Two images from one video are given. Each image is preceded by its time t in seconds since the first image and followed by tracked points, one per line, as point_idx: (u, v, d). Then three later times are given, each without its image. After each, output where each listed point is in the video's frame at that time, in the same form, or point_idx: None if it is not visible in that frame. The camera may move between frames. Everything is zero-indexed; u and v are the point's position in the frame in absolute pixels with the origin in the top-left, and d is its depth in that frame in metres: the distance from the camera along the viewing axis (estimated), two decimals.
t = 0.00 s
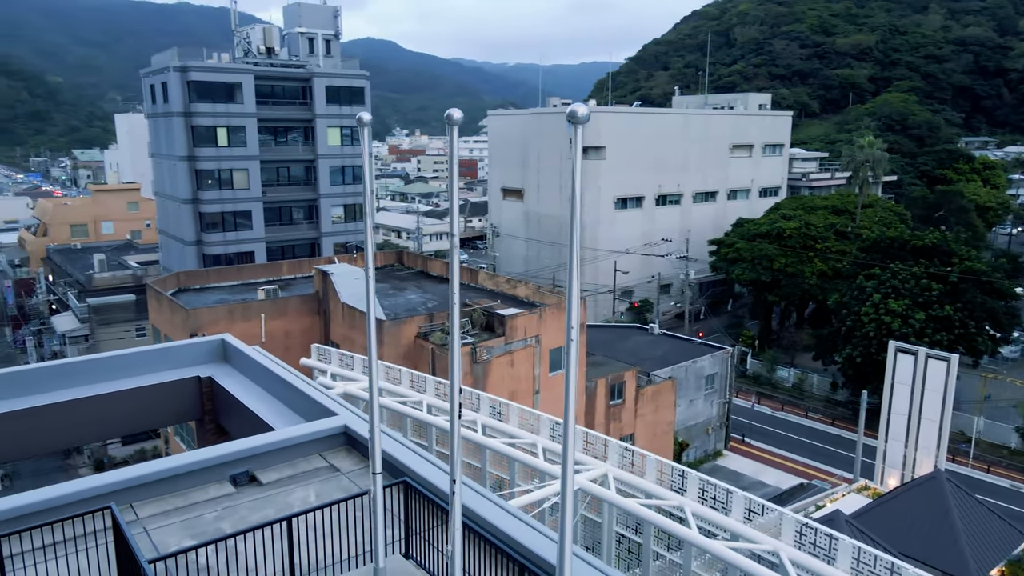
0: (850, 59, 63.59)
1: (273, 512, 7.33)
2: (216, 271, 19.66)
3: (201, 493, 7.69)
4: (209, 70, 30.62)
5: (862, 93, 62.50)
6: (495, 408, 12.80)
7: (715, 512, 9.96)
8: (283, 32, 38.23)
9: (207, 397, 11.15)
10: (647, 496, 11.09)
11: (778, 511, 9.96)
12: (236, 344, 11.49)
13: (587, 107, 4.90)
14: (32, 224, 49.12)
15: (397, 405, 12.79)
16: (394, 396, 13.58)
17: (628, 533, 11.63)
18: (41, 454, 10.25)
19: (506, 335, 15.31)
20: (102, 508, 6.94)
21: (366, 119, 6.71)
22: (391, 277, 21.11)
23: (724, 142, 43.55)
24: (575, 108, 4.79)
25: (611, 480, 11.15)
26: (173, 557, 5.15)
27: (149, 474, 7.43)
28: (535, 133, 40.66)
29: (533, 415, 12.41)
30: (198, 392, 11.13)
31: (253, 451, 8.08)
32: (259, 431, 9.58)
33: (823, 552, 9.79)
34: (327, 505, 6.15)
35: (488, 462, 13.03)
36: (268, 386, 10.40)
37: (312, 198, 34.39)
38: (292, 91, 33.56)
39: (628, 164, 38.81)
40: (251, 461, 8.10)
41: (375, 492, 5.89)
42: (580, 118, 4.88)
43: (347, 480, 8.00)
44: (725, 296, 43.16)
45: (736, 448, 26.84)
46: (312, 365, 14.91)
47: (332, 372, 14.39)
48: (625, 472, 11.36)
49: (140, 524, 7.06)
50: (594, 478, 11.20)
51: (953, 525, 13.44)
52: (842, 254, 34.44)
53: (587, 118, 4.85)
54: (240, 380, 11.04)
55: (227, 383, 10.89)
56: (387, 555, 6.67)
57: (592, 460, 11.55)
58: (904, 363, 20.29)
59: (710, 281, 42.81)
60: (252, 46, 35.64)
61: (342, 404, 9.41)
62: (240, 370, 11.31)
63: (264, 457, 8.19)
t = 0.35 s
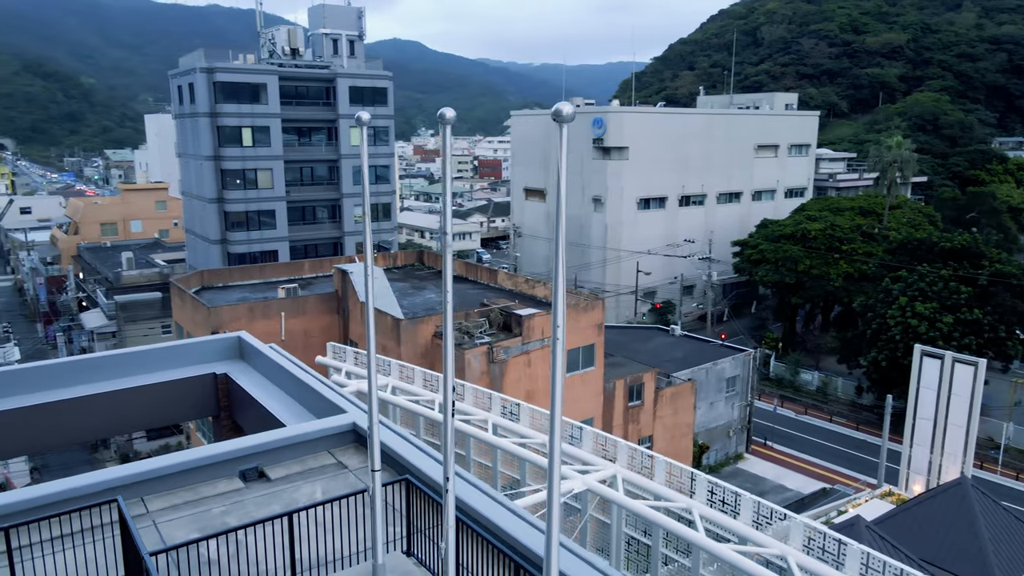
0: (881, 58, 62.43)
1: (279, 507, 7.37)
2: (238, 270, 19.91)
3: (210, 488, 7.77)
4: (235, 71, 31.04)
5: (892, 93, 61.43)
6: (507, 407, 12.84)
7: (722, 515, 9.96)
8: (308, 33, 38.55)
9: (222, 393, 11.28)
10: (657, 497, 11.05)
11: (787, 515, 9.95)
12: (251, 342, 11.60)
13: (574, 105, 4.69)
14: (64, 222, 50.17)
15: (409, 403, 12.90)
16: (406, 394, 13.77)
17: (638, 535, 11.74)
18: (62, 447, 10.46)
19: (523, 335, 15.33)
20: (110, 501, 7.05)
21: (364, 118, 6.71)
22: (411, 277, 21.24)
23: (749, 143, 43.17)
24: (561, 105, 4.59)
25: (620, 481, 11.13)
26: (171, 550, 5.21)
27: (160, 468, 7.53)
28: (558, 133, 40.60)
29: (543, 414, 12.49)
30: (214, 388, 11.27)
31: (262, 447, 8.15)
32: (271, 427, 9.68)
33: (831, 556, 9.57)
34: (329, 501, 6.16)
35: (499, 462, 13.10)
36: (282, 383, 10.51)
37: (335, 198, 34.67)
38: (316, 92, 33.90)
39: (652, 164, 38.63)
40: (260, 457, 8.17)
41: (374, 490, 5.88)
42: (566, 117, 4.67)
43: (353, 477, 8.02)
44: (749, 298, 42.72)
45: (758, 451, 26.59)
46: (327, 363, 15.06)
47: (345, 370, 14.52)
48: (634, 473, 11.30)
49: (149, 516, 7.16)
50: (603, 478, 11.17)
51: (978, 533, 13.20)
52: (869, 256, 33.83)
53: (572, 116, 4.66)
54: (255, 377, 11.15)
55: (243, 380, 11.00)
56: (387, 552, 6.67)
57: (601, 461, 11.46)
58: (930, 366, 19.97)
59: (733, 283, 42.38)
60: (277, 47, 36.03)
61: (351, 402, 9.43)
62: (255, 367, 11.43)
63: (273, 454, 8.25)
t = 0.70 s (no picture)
0: (916, 56, 60.59)
1: (289, 502, 7.43)
2: (264, 268, 20.15)
3: (223, 482, 7.86)
4: (264, 72, 31.47)
5: (928, 92, 60.15)
6: (521, 408, 12.76)
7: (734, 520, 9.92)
8: (336, 34, 38.85)
9: (241, 389, 11.39)
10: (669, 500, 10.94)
11: (800, 521, 9.81)
12: (270, 339, 11.71)
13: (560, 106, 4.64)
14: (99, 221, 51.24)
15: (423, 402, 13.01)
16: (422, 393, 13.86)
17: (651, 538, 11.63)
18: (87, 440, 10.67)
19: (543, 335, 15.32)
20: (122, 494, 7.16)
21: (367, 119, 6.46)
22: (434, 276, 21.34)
23: (779, 143, 42.66)
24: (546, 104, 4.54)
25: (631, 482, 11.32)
26: (174, 542, 5.27)
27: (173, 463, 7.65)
28: (584, 133, 40.49)
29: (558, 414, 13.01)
30: (233, 385, 11.39)
31: (274, 443, 8.22)
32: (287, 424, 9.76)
33: (844, 563, 9.39)
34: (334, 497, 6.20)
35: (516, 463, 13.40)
36: (299, 380, 10.60)
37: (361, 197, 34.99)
38: (343, 93, 34.24)
39: (679, 164, 38.37)
40: (273, 453, 8.24)
41: (374, 487, 5.82)
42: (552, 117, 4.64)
43: (364, 476, 7.99)
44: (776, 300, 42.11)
45: (783, 455, 26.26)
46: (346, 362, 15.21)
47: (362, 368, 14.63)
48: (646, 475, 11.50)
49: (162, 509, 7.28)
50: (615, 479, 11.38)
51: (1009, 542, 12.90)
52: (901, 258, 33.13)
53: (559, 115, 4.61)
54: (274, 373, 11.25)
55: (261, 376, 11.11)
56: (390, 550, 6.62)
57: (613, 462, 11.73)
58: (961, 372, 19.53)
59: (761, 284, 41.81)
60: (305, 48, 36.38)
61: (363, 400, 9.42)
62: (274, 364, 11.53)
63: (285, 450, 8.31)
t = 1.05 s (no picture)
0: (972, 54, 58.22)
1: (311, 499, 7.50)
2: (302, 266, 20.51)
3: (249, 477, 8.00)
4: (307, 74, 32.03)
5: (985, 90, 58.12)
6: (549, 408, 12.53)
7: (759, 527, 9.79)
8: (378, 35, 39.28)
9: (274, 386, 11.57)
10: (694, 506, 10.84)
11: (828, 533, 9.78)
12: (302, 337, 11.86)
13: (563, 109, 4.54)
14: (149, 219, 52.87)
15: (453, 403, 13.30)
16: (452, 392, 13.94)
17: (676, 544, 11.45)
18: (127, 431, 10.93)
19: (576, 336, 15.29)
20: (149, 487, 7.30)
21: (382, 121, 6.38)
22: (470, 276, 21.44)
23: (825, 143, 41.78)
24: (547, 108, 4.42)
25: (656, 487, 11.03)
26: (194, 536, 5.35)
27: (200, 457, 7.78)
28: (624, 133, 40.22)
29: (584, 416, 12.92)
30: (266, 382, 11.57)
31: (300, 439, 8.32)
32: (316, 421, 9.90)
33: None
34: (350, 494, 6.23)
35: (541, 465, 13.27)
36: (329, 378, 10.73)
37: (400, 196, 35.33)
38: (384, 93, 34.60)
39: (720, 165, 37.85)
40: (298, 450, 8.34)
41: (389, 487, 5.81)
42: (555, 120, 4.50)
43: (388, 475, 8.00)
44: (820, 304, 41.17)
45: (824, 462, 25.72)
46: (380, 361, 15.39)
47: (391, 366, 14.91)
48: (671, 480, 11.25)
49: (189, 502, 7.42)
50: (640, 484, 11.12)
51: None
52: (952, 262, 32.01)
53: (560, 119, 4.49)
54: (305, 370, 11.39)
55: (293, 373, 11.27)
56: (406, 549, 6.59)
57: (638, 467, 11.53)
58: (1012, 381, 18.85)
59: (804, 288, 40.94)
60: (347, 49, 36.84)
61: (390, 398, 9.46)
62: (305, 362, 11.66)
63: (310, 447, 8.39)
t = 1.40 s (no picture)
0: None
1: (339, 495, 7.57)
2: (345, 265, 20.84)
3: (280, 472, 8.08)
4: (353, 75, 32.50)
5: None
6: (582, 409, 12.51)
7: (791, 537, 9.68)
8: (423, 37, 39.63)
9: (310, 383, 11.65)
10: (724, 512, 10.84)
11: (861, 544, 9.70)
12: (339, 335, 11.92)
13: (573, 110, 4.48)
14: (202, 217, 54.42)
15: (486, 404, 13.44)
16: (487, 393, 14.07)
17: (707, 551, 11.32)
18: (167, 425, 11.11)
19: (614, 338, 15.18)
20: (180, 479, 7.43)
21: (405, 124, 6.42)
22: (511, 276, 21.48)
23: (878, 144, 40.63)
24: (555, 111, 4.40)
25: (686, 493, 11.10)
26: (219, 528, 5.41)
27: (232, 451, 7.89)
28: (669, 133, 39.78)
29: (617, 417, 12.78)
30: (303, 377, 11.65)
31: (330, 435, 8.36)
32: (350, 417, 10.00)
33: None
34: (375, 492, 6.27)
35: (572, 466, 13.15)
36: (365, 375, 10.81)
37: (443, 197, 35.59)
38: (428, 94, 34.88)
39: (768, 166, 37.15)
40: (329, 446, 8.40)
41: (410, 486, 5.73)
42: (564, 124, 4.50)
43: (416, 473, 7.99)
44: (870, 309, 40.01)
45: (871, 472, 25.02)
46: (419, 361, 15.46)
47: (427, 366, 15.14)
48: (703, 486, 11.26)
49: (221, 495, 7.54)
50: (670, 489, 11.19)
51: None
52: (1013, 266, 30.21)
53: (569, 121, 4.45)
54: (341, 368, 11.48)
55: (330, 370, 11.37)
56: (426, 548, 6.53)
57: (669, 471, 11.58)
58: None
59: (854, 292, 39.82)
60: (392, 51, 37.25)
61: (425, 397, 9.47)
62: (341, 359, 11.72)
63: (339, 444, 8.43)
